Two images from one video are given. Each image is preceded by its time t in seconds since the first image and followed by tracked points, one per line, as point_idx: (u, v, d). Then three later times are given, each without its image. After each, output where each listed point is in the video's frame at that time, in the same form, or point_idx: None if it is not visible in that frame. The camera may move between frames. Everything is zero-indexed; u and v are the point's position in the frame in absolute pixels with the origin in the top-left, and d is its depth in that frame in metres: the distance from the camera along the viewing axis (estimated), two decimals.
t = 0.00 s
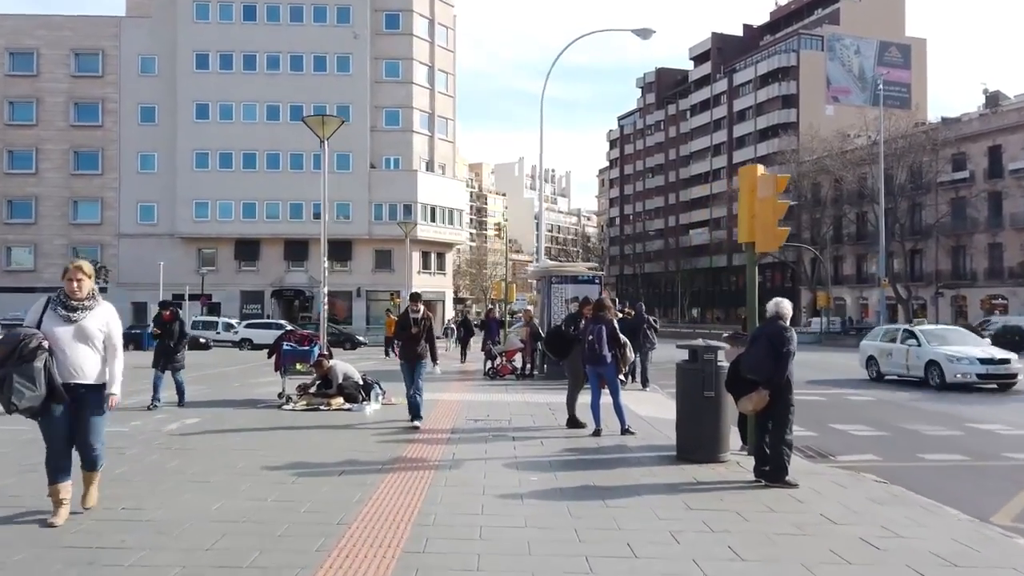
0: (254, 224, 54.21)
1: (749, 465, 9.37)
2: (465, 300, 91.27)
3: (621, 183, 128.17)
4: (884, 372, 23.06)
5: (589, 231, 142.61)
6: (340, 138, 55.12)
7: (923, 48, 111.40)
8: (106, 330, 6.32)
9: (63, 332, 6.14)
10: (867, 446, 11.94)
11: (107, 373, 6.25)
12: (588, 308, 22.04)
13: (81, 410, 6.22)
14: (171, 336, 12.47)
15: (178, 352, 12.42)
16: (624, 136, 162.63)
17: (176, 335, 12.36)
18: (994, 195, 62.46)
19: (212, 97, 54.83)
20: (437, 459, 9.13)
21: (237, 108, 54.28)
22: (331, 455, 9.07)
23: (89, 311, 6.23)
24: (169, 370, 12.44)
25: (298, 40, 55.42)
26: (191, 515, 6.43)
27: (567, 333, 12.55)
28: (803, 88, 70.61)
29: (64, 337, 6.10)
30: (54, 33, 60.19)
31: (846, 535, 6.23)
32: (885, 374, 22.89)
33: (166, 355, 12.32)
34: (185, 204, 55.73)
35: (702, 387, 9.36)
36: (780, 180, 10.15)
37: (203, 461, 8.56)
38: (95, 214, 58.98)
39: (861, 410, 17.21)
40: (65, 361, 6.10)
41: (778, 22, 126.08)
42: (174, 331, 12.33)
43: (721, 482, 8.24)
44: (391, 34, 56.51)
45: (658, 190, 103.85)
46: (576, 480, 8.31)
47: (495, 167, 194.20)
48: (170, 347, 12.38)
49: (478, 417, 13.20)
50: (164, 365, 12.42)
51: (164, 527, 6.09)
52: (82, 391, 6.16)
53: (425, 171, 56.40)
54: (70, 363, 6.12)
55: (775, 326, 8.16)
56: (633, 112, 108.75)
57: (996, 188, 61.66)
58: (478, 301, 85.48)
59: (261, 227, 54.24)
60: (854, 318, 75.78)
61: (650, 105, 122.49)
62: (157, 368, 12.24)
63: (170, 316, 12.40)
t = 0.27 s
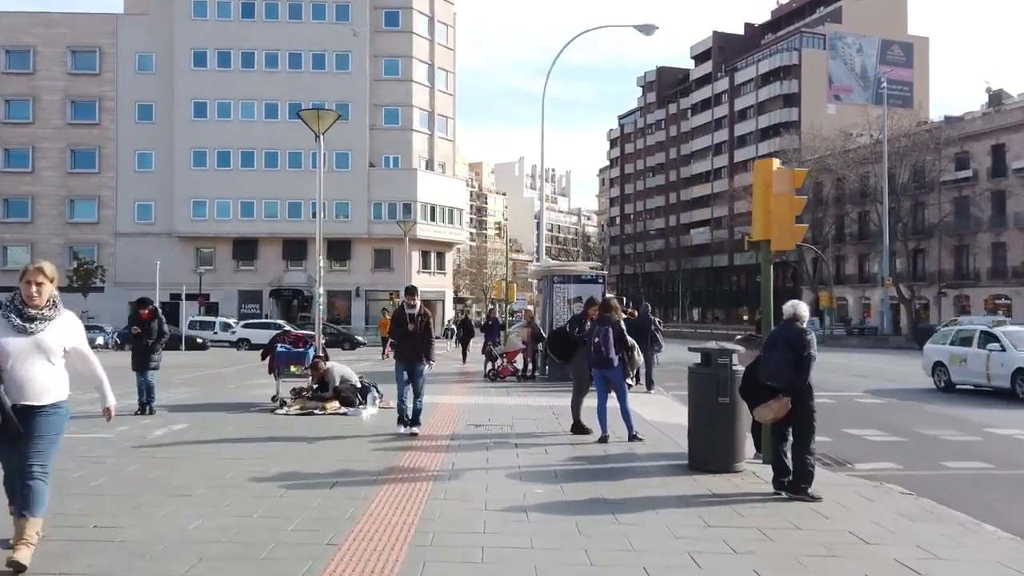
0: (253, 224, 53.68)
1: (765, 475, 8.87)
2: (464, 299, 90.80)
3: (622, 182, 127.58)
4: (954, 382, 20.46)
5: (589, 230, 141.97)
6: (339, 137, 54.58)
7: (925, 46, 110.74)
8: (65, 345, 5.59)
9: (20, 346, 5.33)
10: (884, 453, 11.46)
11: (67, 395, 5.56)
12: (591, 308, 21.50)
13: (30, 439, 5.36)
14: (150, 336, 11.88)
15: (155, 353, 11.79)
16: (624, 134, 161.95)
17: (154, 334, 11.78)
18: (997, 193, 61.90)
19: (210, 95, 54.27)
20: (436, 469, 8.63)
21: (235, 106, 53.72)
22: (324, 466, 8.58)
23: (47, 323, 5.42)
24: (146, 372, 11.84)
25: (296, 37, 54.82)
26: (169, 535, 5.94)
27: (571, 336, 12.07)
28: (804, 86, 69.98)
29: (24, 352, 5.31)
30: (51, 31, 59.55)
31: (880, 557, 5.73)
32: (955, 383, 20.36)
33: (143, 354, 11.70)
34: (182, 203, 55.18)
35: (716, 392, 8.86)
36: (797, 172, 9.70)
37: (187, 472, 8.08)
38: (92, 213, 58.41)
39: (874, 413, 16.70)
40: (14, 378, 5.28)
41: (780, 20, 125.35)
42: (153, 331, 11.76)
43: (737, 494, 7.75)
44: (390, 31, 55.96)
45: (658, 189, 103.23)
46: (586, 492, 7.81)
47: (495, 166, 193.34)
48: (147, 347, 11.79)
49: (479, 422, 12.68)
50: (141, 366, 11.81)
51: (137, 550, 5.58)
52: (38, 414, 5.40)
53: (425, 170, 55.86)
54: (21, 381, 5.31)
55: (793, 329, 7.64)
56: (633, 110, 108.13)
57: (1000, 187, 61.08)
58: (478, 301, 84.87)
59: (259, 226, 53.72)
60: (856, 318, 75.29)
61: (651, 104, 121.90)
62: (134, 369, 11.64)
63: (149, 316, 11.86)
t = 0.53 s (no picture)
0: (251, 222, 53.21)
1: (783, 481, 8.38)
2: (464, 299, 90.28)
3: (621, 182, 127.23)
4: None
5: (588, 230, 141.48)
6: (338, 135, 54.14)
7: (926, 45, 110.37)
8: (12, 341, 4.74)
9: None
10: (904, 456, 10.94)
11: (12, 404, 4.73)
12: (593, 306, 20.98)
13: None
14: (128, 337, 11.28)
15: (131, 356, 11.17)
16: (623, 134, 161.40)
17: (132, 336, 11.18)
18: (1000, 192, 61.43)
19: (208, 93, 53.73)
20: (435, 476, 8.14)
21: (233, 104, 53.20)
22: (316, 472, 8.07)
23: None
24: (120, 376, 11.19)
25: (295, 35, 54.31)
26: (142, 551, 5.44)
27: (576, 334, 11.57)
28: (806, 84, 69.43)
29: None
30: (47, 28, 58.97)
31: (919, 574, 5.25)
32: None
33: (118, 357, 11.09)
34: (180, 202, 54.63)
35: (730, 394, 8.36)
36: (814, 161, 9.19)
37: (168, 480, 7.57)
38: (89, 212, 57.81)
39: (886, 414, 16.25)
40: None
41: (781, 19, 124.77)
42: (131, 331, 11.21)
43: (756, 503, 7.25)
44: (389, 29, 55.48)
45: (658, 188, 102.85)
46: (595, 501, 7.33)
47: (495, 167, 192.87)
48: (123, 350, 11.18)
49: (480, 424, 12.24)
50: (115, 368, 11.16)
51: (106, 570, 5.08)
52: None
53: (425, 168, 55.39)
54: None
55: (813, 326, 7.14)
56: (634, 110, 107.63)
57: (1003, 185, 60.59)
58: (477, 301, 84.40)
59: (258, 225, 53.25)
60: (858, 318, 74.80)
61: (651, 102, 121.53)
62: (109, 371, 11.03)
63: (127, 316, 11.30)
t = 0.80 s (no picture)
0: (249, 222, 52.73)
1: (805, 493, 7.91)
2: (464, 299, 89.69)
3: (622, 182, 126.78)
4: None
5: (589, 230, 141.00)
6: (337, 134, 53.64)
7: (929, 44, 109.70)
8: None
9: None
10: (926, 462, 10.44)
11: None
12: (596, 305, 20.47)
13: None
14: (104, 337, 10.75)
15: (109, 357, 10.67)
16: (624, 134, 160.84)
17: (108, 336, 10.64)
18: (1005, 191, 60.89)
19: (205, 91, 53.14)
20: (435, 486, 7.65)
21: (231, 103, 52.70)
22: (307, 483, 7.58)
23: None
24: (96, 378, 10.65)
25: (294, 33, 53.79)
26: (110, 574, 4.95)
27: (582, 334, 11.07)
28: (808, 83, 68.87)
29: None
30: (45, 26, 58.49)
31: None
32: None
33: (95, 358, 10.60)
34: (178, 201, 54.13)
35: (748, 400, 7.88)
36: (837, 153, 8.75)
37: (148, 491, 7.08)
38: (85, 211, 57.30)
39: (899, 418, 15.76)
40: None
41: (783, 17, 124.03)
42: (108, 330, 10.70)
43: (778, 516, 6.78)
44: (388, 26, 54.93)
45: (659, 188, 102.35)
46: (604, 513, 6.85)
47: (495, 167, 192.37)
48: (99, 350, 10.66)
49: (481, 428, 11.77)
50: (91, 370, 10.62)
51: None
52: None
53: (424, 167, 54.87)
54: None
55: (845, 328, 6.66)
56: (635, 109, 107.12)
57: (1007, 184, 60.07)
58: (478, 301, 83.92)
59: (256, 224, 52.76)
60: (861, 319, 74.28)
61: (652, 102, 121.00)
62: (87, 373, 10.50)
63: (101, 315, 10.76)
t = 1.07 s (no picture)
0: (247, 221, 52.19)
1: (830, 504, 7.37)
2: (463, 299, 89.11)
3: (623, 181, 126.19)
4: None
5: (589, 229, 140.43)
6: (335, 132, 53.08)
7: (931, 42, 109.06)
8: None
9: None
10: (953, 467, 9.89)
11: None
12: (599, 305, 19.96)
13: None
14: (72, 339, 10.17)
15: (79, 360, 10.14)
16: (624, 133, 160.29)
17: (76, 340, 10.06)
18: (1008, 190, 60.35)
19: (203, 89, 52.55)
20: (431, 498, 7.10)
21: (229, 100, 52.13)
22: (291, 495, 7.03)
23: None
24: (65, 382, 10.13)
25: (292, 30, 53.19)
26: None
27: (587, 334, 10.56)
28: (810, 81, 68.28)
29: None
30: (41, 23, 57.88)
31: None
32: None
33: (64, 363, 10.06)
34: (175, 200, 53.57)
35: (768, 404, 7.33)
36: (860, 140, 8.13)
37: (122, 504, 6.55)
38: (82, 209, 56.71)
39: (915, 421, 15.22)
40: None
41: (785, 15, 123.29)
42: (77, 332, 10.12)
43: (803, 531, 6.25)
44: (388, 23, 54.35)
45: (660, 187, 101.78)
46: (613, 527, 6.32)
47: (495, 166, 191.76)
48: (67, 353, 10.10)
49: (481, 432, 11.24)
50: (60, 374, 10.10)
51: None
52: None
53: (424, 165, 54.33)
54: None
55: (892, 329, 6.14)
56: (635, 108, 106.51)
57: (1011, 183, 59.54)
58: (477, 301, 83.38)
59: (253, 223, 52.21)
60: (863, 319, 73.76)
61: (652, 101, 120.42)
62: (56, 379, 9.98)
63: (68, 315, 10.15)
